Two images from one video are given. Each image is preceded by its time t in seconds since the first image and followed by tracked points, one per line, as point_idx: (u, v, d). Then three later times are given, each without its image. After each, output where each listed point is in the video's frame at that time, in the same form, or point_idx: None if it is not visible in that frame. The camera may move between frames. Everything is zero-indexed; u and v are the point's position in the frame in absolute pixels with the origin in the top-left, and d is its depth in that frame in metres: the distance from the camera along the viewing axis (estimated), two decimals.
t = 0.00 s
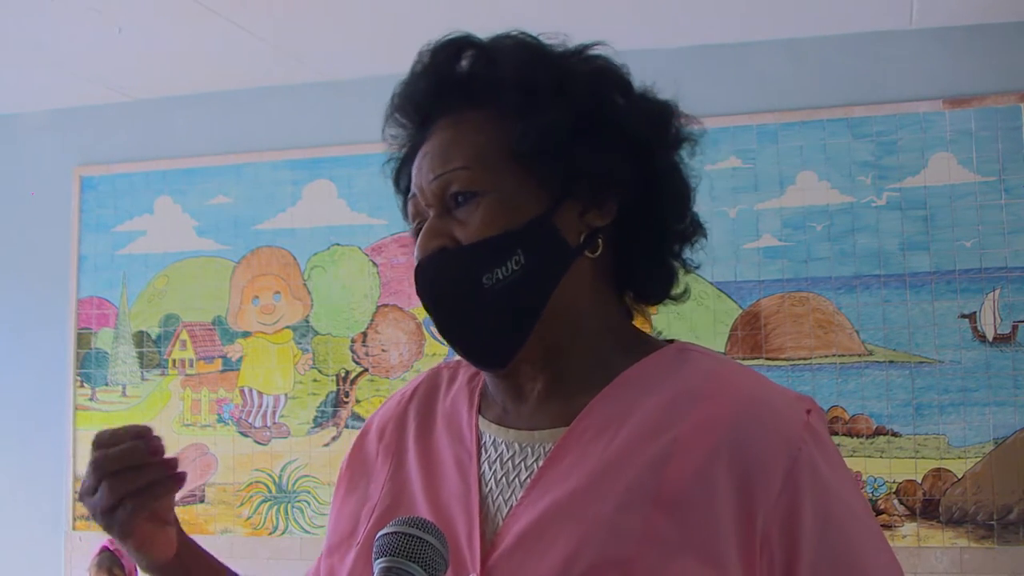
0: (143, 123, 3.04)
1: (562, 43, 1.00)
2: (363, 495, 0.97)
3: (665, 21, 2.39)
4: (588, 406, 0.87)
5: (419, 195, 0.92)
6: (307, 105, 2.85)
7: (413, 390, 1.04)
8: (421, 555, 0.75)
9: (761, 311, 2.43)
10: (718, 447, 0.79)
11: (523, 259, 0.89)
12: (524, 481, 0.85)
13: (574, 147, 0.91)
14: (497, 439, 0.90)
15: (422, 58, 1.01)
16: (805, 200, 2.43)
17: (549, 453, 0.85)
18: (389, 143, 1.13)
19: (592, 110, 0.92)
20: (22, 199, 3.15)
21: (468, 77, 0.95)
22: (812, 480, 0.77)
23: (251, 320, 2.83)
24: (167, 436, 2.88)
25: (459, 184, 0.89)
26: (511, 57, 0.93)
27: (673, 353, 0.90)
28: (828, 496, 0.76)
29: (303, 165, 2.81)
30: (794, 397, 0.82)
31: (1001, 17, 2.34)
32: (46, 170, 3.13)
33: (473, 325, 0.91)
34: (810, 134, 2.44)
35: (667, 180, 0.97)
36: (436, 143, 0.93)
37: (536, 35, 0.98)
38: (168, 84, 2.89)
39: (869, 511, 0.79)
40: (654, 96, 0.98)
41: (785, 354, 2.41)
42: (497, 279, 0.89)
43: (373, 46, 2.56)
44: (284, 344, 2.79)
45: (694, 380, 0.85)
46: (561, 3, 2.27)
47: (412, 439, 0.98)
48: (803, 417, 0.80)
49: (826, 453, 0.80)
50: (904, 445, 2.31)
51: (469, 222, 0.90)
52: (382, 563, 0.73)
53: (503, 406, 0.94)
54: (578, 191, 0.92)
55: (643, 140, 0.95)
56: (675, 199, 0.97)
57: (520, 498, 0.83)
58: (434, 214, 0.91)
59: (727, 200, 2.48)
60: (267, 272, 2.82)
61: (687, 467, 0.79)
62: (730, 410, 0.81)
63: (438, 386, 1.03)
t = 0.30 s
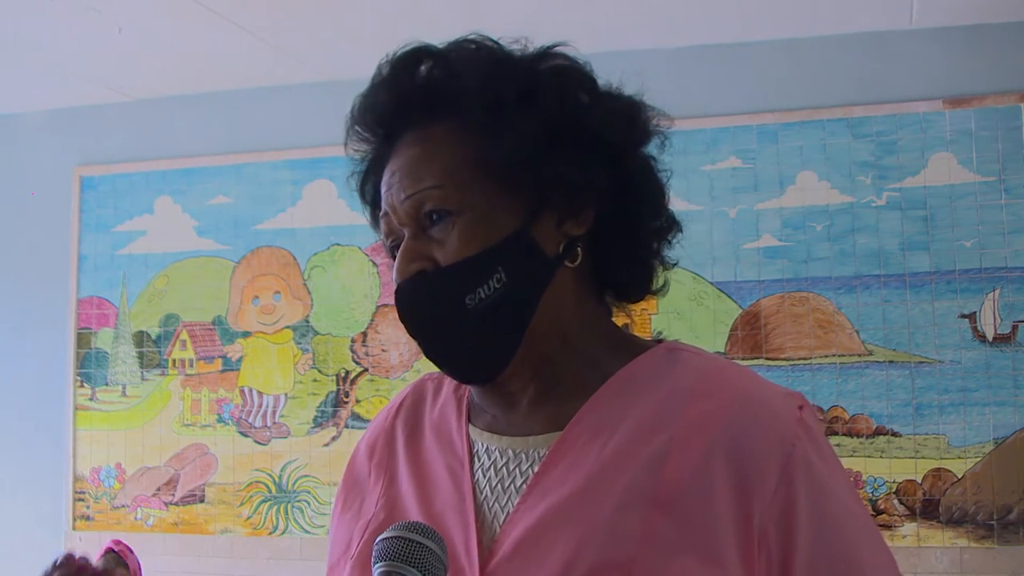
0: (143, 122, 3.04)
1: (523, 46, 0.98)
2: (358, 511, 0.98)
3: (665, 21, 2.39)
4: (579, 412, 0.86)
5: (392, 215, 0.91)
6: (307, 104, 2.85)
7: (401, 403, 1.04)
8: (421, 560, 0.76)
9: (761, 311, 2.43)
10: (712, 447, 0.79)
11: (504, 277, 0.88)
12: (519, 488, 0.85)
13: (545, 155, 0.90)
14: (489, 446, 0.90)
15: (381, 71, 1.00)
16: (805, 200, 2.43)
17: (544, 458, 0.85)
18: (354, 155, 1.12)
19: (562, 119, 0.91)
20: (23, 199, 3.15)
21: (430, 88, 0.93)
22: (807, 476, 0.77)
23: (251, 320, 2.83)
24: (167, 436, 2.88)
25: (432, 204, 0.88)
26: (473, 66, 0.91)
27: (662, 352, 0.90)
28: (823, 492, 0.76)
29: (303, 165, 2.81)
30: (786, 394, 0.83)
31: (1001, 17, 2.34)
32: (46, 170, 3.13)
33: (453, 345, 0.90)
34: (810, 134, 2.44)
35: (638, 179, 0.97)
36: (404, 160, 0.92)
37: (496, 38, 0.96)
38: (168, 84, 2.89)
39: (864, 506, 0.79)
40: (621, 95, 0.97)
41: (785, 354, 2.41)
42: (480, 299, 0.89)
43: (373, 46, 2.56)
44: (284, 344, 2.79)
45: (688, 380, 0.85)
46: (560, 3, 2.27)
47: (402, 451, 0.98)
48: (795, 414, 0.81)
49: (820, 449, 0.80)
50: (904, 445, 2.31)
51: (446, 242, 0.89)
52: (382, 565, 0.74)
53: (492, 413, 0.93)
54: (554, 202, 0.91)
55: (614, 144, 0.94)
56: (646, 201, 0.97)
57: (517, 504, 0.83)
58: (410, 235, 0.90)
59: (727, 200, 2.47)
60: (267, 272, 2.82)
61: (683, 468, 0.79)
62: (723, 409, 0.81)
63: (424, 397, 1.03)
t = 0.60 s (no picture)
0: (143, 122, 3.04)
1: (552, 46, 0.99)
2: (355, 518, 0.98)
3: (664, 21, 2.39)
4: (582, 416, 0.86)
5: (407, 197, 0.90)
6: (307, 104, 2.85)
7: (394, 409, 1.04)
8: (420, 564, 0.75)
9: (761, 312, 2.43)
10: (718, 451, 0.79)
11: (515, 270, 0.88)
12: (521, 492, 0.85)
13: (570, 155, 0.90)
14: (490, 451, 0.90)
15: (410, 52, 1.00)
16: (805, 200, 2.43)
17: (547, 462, 0.84)
18: (368, 134, 1.11)
19: (589, 120, 0.92)
20: (22, 199, 3.15)
21: (459, 77, 0.94)
22: (812, 480, 0.78)
23: (251, 320, 2.83)
24: (167, 436, 2.88)
25: (451, 192, 0.87)
26: (505, 59, 0.92)
27: (663, 356, 0.90)
28: (827, 495, 0.77)
29: (302, 165, 2.81)
30: (788, 399, 0.84)
31: (1001, 17, 2.34)
32: (46, 170, 3.13)
33: (461, 335, 0.89)
34: (810, 134, 2.44)
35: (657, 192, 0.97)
36: (423, 147, 0.91)
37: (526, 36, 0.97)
38: (168, 84, 2.89)
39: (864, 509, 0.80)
40: (646, 106, 0.98)
41: (785, 354, 2.41)
42: (488, 289, 0.88)
43: (373, 46, 2.56)
44: (284, 344, 2.79)
45: (691, 383, 0.86)
46: (560, 2, 2.27)
47: (399, 456, 0.98)
48: (799, 418, 0.82)
49: (822, 453, 0.81)
50: (904, 446, 2.31)
51: (461, 229, 0.88)
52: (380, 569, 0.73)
53: (493, 417, 0.93)
54: (573, 203, 0.91)
55: (638, 152, 0.95)
56: (663, 213, 0.98)
57: (519, 508, 0.83)
58: (422, 220, 0.89)
59: (727, 201, 2.47)
60: (267, 272, 2.82)
61: (688, 472, 0.79)
62: (727, 414, 0.81)
63: (419, 402, 1.03)
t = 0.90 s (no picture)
0: (143, 123, 3.03)
1: (670, 64, 1.00)
2: (349, 504, 0.96)
3: (664, 21, 2.39)
4: (591, 413, 0.86)
5: (482, 140, 0.92)
6: (306, 104, 2.85)
7: (395, 395, 1.03)
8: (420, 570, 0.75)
9: (761, 311, 2.43)
10: (725, 455, 0.79)
11: (561, 244, 0.88)
12: (525, 489, 0.84)
13: (652, 163, 0.92)
14: (493, 444, 0.89)
15: (537, 19, 1.01)
16: (805, 200, 2.43)
17: (552, 460, 0.84)
18: (457, 78, 1.09)
19: (681, 139, 0.95)
20: (22, 199, 3.15)
21: (573, 55, 0.95)
22: (819, 490, 0.78)
23: (251, 320, 2.83)
24: (167, 436, 2.88)
25: (526, 148, 0.89)
26: (626, 58, 0.94)
27: (672, 363, 0.91)
28: (833, 507, 0.77)
29: (302, 165, 2.81)
30: (795, 408, 0.84)
31: (1001, 17, 2.34)
32: (47, 170, 3.13)
33: (499, 295, 0.89)
34: (810, 134, 2.44)
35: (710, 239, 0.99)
36: (514, 104, 0.93)
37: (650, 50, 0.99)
38: (168, 84, 2.89)
39: (867, 521, 0.80)
40: (729, 157, 1.01)
41: (785, 354, 2.41)
42: (531, 251, 0.89)
43: (373, 46, 2.56)
44: (284, 344, 2.79)
45: (699, 388, 0.86)
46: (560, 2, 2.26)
47: (399, 444, 0.96)
48: (807, 429, 0.82)
49: (828, 465, 0.81)
50: (904, 445, 2.31)
51: (523, 186, 0.90)
52: None
53: (499, 408, 0.94)
54: (633, 208, 0.93)
55: (709, 190, 0.97)
56: (708, 254, 0.99)
57: (522, 506, 0.82)
58: (490, 165, 0.91)
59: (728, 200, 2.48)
60: (267, 272, 2.82)
61: (695, 475, 0.79)
62: (736, 419, 0.81)
63: (420, 390, 1.02)
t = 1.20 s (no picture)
0: (143, 123, 3.03)
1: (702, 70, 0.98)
2: (353, 499, 0.94)
3: (665, 21, 2.39)
4: (602, 416, 0.84)
5: (508, 142, 0.87)
6: (306, 104, 2.85)
7: (402, 389, 1.00)
8: None
9: (761, 312, 2.43)
10: (737, 464, 0.78)
11: (584, 259, 0.85)
12: (533, 491, 0.83)
13: (680, 177, 0.89)
14: (502, 444, 0.87)
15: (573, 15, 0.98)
16: (805, 200, 2.43)
17: (561, 462, 0.82)
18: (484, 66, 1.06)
19: (711, 152, 0.91)
20: (22, 199, 3.15)
21: (607, 55, 0.91)
22: (827, 504, 0.77)
23: (250, 320, 2.83)
24: (167, 436, 2.88)
25: (554, 156, 0.84)
26: (659, 64, 0.92)
27: (683, 367, 0.89)
28: (840, 522, 0.77)
29: (303, 165, 2.81)
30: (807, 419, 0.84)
31: (1000, 18, 2.34)
32: (47, 170, 3.13)
33: (517, 307, 0.84)
34: (810, 134, 2.44)
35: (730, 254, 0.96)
36: (542, 105, 0.88)
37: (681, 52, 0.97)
38: (168, 84, 2.89)
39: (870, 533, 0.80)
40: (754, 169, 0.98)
41: (785, 354, 2.41)
42: (554, 266, 0.84)
43: (373, 46, 2.56)
44: (284, 344, 2.79)
45: (711, 397, 0.85)
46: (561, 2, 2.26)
47: (404, 440, 0.94)
48: (817, 440, 0.82)
49: (836, 478, 0.81)
50: (904, 446, 2.32)
51: (548, 196, 0.85)
52: None
53: (508, 407, 0.91)
54: (656, 219, 0.90)
55: (732, 202, 0.95)
56: (728, 267, 0.96)
57: (529, 507, 0.81)
58: (514, 170, 0.86)
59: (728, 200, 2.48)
60: (267, 272, 2.82)
61: (705, 481, 0.78)
62: (748, 428, 0.80)
63: (427, 384, 1.00)
